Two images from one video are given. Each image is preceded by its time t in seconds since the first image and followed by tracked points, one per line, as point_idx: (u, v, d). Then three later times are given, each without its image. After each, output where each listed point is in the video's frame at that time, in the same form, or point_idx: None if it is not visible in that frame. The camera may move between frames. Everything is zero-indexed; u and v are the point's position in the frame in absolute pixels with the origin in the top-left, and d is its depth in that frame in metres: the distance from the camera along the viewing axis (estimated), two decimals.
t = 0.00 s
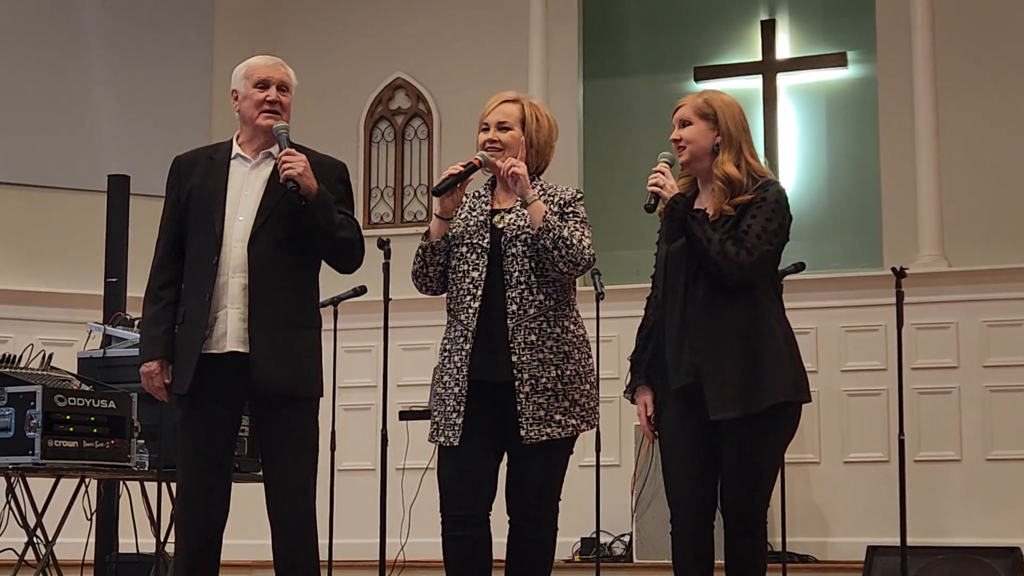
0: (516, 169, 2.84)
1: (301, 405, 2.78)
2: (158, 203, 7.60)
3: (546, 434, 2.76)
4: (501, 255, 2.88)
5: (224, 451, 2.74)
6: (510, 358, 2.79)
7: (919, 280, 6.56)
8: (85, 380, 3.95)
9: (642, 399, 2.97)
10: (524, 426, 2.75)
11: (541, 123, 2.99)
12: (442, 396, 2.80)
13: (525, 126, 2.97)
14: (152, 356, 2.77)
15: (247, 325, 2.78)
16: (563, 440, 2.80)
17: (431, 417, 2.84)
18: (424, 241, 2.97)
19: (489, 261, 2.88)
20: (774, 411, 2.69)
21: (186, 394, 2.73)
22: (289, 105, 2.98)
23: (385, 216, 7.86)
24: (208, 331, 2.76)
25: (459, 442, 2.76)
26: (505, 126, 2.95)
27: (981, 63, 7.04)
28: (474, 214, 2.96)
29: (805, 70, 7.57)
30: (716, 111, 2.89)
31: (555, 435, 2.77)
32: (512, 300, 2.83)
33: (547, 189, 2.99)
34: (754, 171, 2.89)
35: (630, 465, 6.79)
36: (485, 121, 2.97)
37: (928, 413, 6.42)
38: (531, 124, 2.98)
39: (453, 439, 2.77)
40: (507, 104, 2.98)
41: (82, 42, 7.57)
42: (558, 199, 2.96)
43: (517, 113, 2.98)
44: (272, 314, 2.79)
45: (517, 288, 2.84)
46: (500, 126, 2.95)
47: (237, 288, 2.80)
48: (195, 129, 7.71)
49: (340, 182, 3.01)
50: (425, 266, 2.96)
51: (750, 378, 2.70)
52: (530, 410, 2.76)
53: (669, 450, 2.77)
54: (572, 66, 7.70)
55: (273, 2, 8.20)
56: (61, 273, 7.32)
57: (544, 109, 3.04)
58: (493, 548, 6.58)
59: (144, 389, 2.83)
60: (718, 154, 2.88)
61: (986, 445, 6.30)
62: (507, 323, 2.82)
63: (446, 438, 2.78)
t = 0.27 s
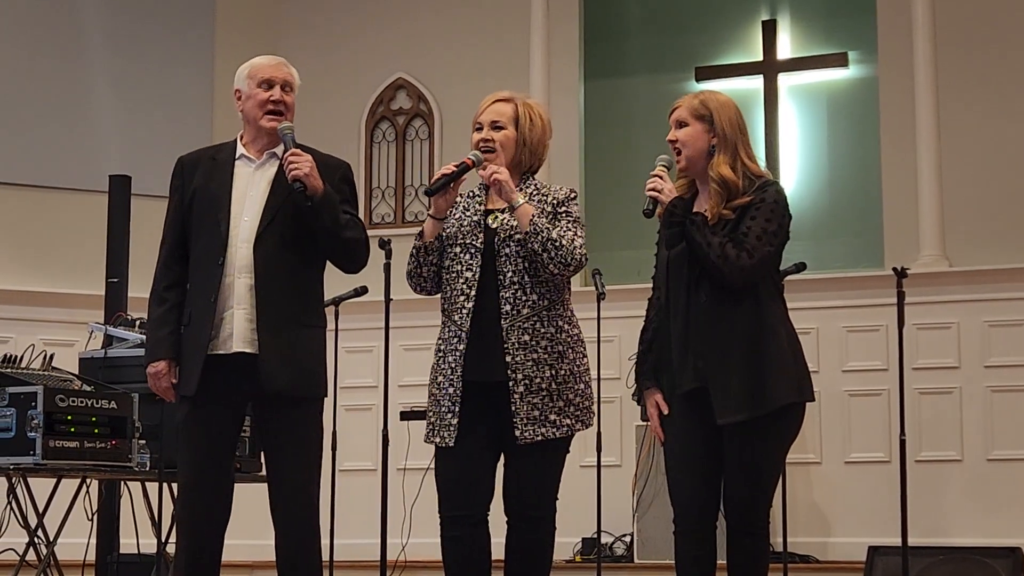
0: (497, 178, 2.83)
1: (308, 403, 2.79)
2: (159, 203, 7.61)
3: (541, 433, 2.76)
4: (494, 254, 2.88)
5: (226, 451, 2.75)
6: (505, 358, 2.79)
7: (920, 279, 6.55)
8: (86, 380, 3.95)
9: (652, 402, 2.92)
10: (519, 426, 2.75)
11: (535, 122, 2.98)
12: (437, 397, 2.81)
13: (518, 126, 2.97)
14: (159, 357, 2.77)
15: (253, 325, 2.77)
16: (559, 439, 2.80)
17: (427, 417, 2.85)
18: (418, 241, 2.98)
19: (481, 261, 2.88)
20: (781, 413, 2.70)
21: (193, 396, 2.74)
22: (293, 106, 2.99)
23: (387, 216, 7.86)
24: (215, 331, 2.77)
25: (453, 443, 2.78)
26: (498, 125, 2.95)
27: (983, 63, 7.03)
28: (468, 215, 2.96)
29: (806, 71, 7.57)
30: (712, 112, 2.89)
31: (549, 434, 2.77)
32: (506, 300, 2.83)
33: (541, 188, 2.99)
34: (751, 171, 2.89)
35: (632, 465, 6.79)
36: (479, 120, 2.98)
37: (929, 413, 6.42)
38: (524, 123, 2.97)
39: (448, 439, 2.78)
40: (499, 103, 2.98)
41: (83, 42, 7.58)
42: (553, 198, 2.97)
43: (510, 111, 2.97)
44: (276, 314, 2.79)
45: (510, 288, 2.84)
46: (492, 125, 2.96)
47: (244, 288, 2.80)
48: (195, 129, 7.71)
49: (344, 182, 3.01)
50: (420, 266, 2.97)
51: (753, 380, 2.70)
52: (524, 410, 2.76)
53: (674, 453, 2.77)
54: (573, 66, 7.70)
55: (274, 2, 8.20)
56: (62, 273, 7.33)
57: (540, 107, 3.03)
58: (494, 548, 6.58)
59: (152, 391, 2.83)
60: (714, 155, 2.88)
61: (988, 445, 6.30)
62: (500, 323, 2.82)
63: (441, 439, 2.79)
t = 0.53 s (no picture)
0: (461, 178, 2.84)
1: (313, 402, 2.80)
2: (159, 203, 7.61)
3: (530, 433, 2.76)
4: (485, 254, 2.88)
5: (228, 452, 2.75)
6: (496, 358, 2.79)
7: (921, 279, 6.55)
8: (87, 380, 3.95)
9: (652, 401, 2.92)
10: (510, 426, 2.75)
11: (525, 119, 2.97)
12: (429, 397, 2.81)
13: (509, 122, 2.96)
14: (163, 357, 2.77)
15: (257, 325, 2.77)
16: (548, 439, 2.79)
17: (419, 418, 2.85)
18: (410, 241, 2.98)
19: (472, 261, 2.88)
20: (781, 412, 2.70)
21: (197, 395, 2.74)
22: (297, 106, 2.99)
23: (387, 216, 7.86)
24: (219, 331, 2.77)
25: (445, 443, 2.77)
26: (487, 123, 2.95)
27: (984, 64, 7.03)
28: (460, 214, 2.96)
29: (806, 71, 7.57)
30: (716, 111, 2.89)
31: (540, 434, 2.77)
32: (497, 299, 2.83)
33: (532, 187, 2.99)
34: (753, 171, 2.89)
35: (632, 465, 6.79)
36: (468, 118, 2.97)
37: (930, 413, 6.42)
38: (514, 120, 2.96)
39: (440, 439, 2.78)
40: (490, 101, 2.98)
41: (84, 42, 7.58)
42: (543, 198, 2.96)
43: (501, 109, 2.97)
44: (280, 314, 2.79)
45: (502, 287, 2.84)
46: (483, 123, 2.95)
47: (247, 287, 2.80)
48: (196, 129, 7.71)
49: (348, 183, 3.01)
50: (411, 267, 2.97)
51: (752, 380, 2.70)
52: (515, 410, 2.76)
53: (674, 453, 2.77)
54: (573, 66, 7.70)
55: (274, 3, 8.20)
56: (62, 273, 7.33)
57: (530, 104, 3.02)
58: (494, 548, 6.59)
59: (155, 391, 2.82)
60: (716, 155, 2.88)
61: (988, 445, 6.29)
62: (491, 322, 2.83)
63: (432, 438, 2.79)
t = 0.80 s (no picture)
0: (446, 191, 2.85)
1: (314, 402, 2.80)
2: (159, 203, 7.61)
3: (520, 433, 2.76)
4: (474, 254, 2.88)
5: (229, 452, 2.75)
6: (485, 358, 2.79)
7: (921, 279, 6.55)
8: (87, 381, 3.94)
9: (642, 400, 2.98)
10: (499, 426, 2.75)
11: (513, 116, 2.97)
12: (420, 397, 2.82)
13: (497, 120, 2.96)
14: (165, 357, 2.77)
15: (258, 325, 2.78)
16: (539, 439, 2.79)
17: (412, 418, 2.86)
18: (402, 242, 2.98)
19: (460, 261, 2.88)
20: (781, 412, 2.70)
21: (200, 395, 2.74)
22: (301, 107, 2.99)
23: (387, 216, 7.86)
24: (220, 331, 2.77)
25: (433, 444, 2.79)
26: (476, 122, 2.95)
27: (984, 64, 7.03)
28: (449, 215, 2.96)
29: (806, 70, 7.56)
30: (723, 112, 2.89)
31: (529, 434, 2.77)
32: (485, 299, 2.83)
33: (521, 185, 2.98)
34: (759, 172, 2.90)
35: (632, 465, 6.79)
36: (457, 118, 2.97)
37: (930, 413, 6.41)
38: (502, 118, 2.96)
39: (428, 440, 2.79)
40: (478, 99, 2.98)
41: (84, 42, 7.58)
42: (533, 197, 2.95)
43: (489, 108, 2.97)
44: (281, 314, 2.79)
45: (490, 288, 2.83)
46: (471, 122, 2.95)
47: (249, 288, 2.80)
48: (196, 129, 7.71)
49: (350, 183, 3.01)
50: (405, 268, 2.96)
51: (751, 379, 2.70)
52: (504, 410, 2.76)
53: (674, 452, 2.77)
54: (574, 66, 7.70)
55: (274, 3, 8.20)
56: (62, 273, 7.33)
57: (517, 102, 3.02)
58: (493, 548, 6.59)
59: (158, 391, 2.82)
60: (724, 155, 2.89)
61: (989, 445, 6.29)
62: (480, 322, 2.82)
63: (423, 439, 2.81)
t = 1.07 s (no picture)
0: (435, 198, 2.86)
1: (315, 402, 2.80)
2: (159, 203, 7.60)
3: (515, 433, 2.76)
4: (466, 255, 2.88)
5: (228, 452, 2.75)
6: (478, 359, 2.78)
7: (921, 279, 6.55)
8: (87, 380, 3.94)
9: (642, 399, 2.98)
10: (494, 426, 2.75)
11: (504, 114, 2.97)
12: (414, 398, 2.82)
13: (487, 119, 2.96)
14: (166, 357, 2.76)
15: (259, 325, 2.78)
16: (534, 438, 2.79)
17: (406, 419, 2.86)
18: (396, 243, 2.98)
19: (452, 262, 2.88)
20: (781, 411, 2.70)
21: (200, 396, 2.74)
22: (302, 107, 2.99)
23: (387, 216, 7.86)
24: (220, 331, 2.77)
25: (428, 446, 2.79)
26: (466, 120, 2.95)
27: (984, 64, 7.03)
28: (441, 215, 2.96)
29: (806, 70, 7.56)
30: (733, 113, 2.91)
31: (524, 434, 2.77)
32: (478, 300, 2.82)
33: (513, 183, 2.98)
34: (766, 174, 2.93)
35: (632, 465, 6.79)
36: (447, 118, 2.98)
37: (930, 413, 6.41)
38: (492, 116, 2.96)
39: (422, 442, 2.79)
40: (468, 98, 2.98)
41: (84, 42, 7.58)
42: (524, 194, 2.95)
43: (479, 106, 2.97)
44: (281, 315, 2.79)
45: (483, 288, 2.83)
46: (460, 121, 2.95)
47: (249, 288, 2.80)
48: (196, 129, 7.71)
49: (350, 183, 3.01)
50: (398, 270, 2.97)
51: (753, 378, 2.70)
52: (498, 410, 2.76)
53: (674, 450, 2.76)
54: (574, 65, 7.70)
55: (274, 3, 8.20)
56: (61, 273, 7.33)
57: (508, 100, 3.02)
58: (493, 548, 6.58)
59: (159, 390, 2.82)
60: (733, 156, 2.91)
61: (989, 444, 6.29)
62: (473, 322, 2.82)
63: (416, 440, 2.81)
